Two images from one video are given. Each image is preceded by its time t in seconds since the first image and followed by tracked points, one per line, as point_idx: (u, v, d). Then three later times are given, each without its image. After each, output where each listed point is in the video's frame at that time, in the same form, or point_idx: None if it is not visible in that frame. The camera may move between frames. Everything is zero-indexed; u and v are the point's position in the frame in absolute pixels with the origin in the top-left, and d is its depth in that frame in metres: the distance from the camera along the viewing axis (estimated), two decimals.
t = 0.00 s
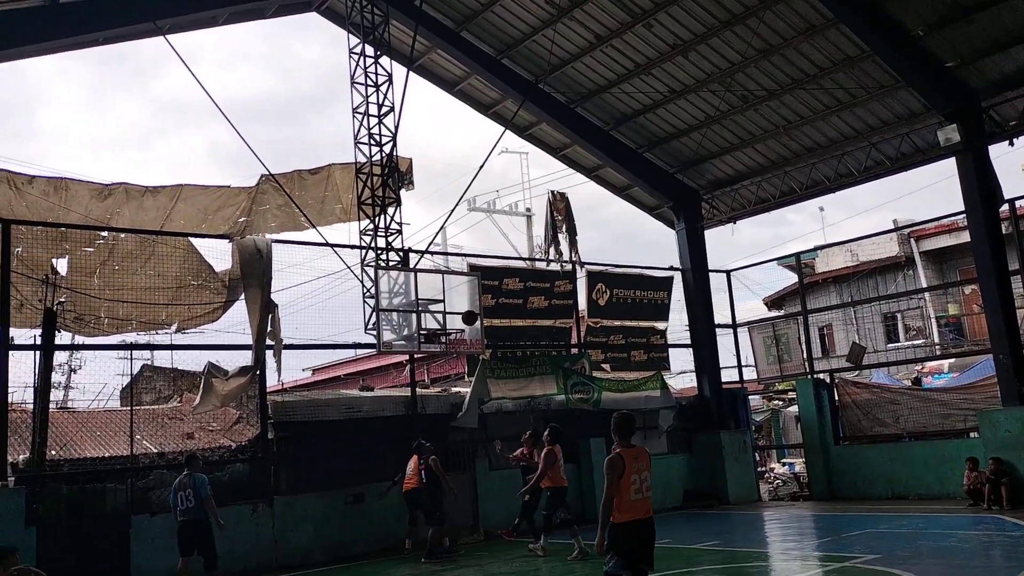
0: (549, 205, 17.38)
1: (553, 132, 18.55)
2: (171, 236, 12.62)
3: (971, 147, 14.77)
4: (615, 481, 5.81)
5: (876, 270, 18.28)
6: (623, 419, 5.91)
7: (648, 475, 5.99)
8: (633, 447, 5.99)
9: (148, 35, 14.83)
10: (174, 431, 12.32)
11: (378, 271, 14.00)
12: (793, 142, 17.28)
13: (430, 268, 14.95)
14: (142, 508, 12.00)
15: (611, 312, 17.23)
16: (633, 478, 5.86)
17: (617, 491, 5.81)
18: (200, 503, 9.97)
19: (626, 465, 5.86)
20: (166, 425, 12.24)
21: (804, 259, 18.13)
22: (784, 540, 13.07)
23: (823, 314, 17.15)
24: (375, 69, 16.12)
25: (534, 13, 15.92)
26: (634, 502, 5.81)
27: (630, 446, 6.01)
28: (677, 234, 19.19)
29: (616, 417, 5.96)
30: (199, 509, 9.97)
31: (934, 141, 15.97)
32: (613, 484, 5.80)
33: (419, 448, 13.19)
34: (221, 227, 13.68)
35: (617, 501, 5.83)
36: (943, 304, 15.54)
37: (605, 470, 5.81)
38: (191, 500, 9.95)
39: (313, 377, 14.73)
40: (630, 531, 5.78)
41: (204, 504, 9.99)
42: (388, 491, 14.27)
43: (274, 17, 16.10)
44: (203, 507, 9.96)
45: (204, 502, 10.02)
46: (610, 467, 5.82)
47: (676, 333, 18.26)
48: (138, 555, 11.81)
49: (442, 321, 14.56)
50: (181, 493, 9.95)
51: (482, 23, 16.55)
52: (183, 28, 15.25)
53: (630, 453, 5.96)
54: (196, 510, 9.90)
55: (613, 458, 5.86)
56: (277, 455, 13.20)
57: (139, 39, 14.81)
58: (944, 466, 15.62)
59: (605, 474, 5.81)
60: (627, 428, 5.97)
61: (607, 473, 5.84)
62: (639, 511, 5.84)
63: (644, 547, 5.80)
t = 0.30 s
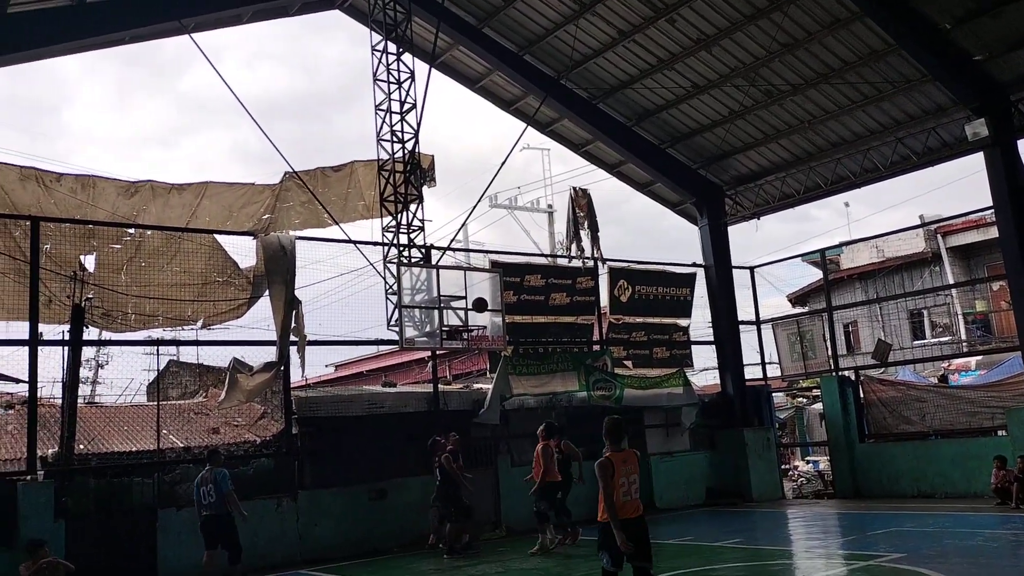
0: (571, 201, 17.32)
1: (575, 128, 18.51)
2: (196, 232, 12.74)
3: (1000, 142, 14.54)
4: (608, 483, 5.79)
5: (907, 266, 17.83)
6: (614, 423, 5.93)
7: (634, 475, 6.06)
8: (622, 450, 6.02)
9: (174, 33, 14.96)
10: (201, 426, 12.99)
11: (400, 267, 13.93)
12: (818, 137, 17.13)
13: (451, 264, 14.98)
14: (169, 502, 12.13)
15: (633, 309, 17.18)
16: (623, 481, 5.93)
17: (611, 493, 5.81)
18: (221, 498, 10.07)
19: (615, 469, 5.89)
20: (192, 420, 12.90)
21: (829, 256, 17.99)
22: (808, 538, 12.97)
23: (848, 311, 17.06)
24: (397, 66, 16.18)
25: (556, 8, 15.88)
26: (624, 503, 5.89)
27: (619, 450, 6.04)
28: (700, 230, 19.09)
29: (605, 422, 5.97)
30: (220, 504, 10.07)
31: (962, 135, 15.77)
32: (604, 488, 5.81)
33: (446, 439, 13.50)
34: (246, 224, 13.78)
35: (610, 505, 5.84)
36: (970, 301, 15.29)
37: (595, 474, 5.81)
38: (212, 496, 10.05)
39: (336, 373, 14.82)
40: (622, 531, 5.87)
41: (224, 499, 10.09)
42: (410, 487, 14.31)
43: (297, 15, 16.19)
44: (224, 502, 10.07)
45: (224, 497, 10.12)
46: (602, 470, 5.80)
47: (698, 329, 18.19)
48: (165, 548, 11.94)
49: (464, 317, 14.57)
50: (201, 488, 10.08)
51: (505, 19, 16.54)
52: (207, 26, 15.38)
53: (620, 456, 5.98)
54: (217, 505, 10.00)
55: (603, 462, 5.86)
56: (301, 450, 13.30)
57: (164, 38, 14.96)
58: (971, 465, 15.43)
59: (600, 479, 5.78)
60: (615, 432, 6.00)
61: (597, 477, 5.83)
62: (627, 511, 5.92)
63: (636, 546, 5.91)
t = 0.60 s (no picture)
0: (587, 196, 17.30)
1: (591, 123, 18.46)
2: (215, 228, 12.86)
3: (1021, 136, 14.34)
4: (598, 472, 6.66)
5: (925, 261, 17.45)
6: (607, 418, 6.60)
7: (628, 468, 6.83)
8: (616, 444, 6.86)
9: (192, 30, 15.05)
10: (219, 420, 13.18)
11: (416, 262, 14.03)
12: (836, 132, 17.01)
13: (467, 260, 14.97)
14: (188, 495, 12.24)
15: (649, 304, 17.15)
16: (616, 471, 6.74)
17: (601, 481, 6.68)
18: (236, 492, 10.15)
19: (607, 459, 6.73)
20: (210, 414, 13.08)
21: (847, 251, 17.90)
22: (825, 534, 12.93)
23: (867, 306, 17.02)
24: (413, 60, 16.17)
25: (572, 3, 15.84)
26: (616, 493, 6.67)
27: (614, 443, 6.87)
28: (717, 225, 19.02)
29: (599, 418, 6.70)
30: (235, 498, 10.14)
31: (983, 129, 15.62)
32: (596, 475, 6.69)
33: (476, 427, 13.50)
34: (264, 219, 13.86)
35: (601, 492, 6.69)
36: (990, 296, 15.23)
37: (586, 465, 6.69)
38: (227, 489, 10.13)
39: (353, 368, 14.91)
40: (610, 519, 6.65)
41: (239, 493, 10.16)
42: (427, 482, 14.35)
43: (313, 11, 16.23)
44: (238, 496, 10.13)
45: (240, 491, 10.19)
46: (594, 461, 6.67)
47: (715, 324, 18.11)
48: (184, 541, 12.05)
49: (480, 313, 14.58)
50: (217, 481, 10.19)
51: (521, 14, 16.51)
52: (225, 22, 15.45)
53: (614, 448, 6.83)
54: (232, 498, 10.08)
55: (595, 454, 6.72)
56: (319, 444, 13.37)
57: (182, 35, 15.05)
58: (990, 462, 15.32)
59: (590, 468, 6.68)
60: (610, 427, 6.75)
61: (591, 466, 6.71)
62: (619, 500, 6.69)
63: (622, 532, 6.67)
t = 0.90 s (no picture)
0: (596, 189, 17.24)
1: (600, 116, 18.41)
2: (224, 220, 12.87)
3: None
4: (594, 466, 6.82)
5: (936, 255, 17.52)
6: (598, 412, 6.97)
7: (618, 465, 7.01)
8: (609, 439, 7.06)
9: (201, 22, 15.05)
10: (229, 412, 13.01)
11: (426, 255, 13.97)
12: (847, 125, 16.92)
13: (477, 253, 14.95)
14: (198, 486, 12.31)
15: (658, 297, 17.12)
16: (609, 467, 6.90)
17: (595, 476, 6.82)
18: (242, 484, 10.17)
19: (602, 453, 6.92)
20: (220, 406, 12.89)
21: (857, 245, 17.82)
22: (834, 528, 12.91)
23: (876, 300, 16.87)
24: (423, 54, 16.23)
25: None
26: (606, 488, 6.84)
27: (608, 439, 7.09)
28: (727, 219, 18.95)
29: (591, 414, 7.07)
30: (241, 490, 10.17)
31: (995, 122, 15.52)
32: (590, 470, 6.84)
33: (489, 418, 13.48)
34: (273, 212, 13.86)
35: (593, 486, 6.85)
36: (1002, 290, 15.13)
37: (584, 460, 6.85)
38: (233, 481, 10.17)
39: (361, 361, 14.95)
40: (599, 513, 6.80)
41: (246, 485, 10.19)
42: (435, 475, 14.38)
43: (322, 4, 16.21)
44: (244, 487, 10.16)
45: (246, 483, 10.20)
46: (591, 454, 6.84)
47: (725, 318, 18.04)
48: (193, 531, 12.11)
49: (489, 306, 14.56)
50: (223, 473, 10.23)
51: (530, 6, 16.45)
52: (234, 15, 15.44)
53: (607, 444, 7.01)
54: (238, 491, 10.11)
55: (592, 450, 6.89)
56: (328, 436, 13.41)
57: (191, 27, 15.04)
58: (1000, 456, 15.25)
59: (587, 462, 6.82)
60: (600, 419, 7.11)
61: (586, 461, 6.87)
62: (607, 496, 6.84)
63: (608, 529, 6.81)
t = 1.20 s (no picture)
0: (602, 183, 17.20)
1: (607, 109, 18.38)
2: (231, 212, 12.90)
3: None
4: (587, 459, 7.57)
5: (943, 250, 17.13)
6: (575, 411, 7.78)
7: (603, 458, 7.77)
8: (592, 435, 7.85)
9: (208, 13, 15.03)
10: (234, 403, 12.97)
11: (431, 248, 13.96)
12: (855, 119, 16.86)
13: (482, 246, 14.95)
14: (204, 477, 12.36)
15: (664, 291, 17.11)
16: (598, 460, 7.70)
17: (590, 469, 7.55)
18: (246, 476, 10.26)
19: (590, 448, 7.66)
20: (225, 397, 12.80)
21: (864, 240, 17.78)
22: (838, 523, 12.92)
23: (883, 296, 16.90)
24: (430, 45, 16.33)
25: None
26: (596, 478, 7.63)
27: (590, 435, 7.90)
28: (733, 213, 18.91)
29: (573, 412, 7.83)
30: (246, 481, 10.26)
31: (1003, 117, 15.44)
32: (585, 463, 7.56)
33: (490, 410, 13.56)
34: (279, 204, 13.86)
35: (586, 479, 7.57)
36: (1008, 286, 15.03)
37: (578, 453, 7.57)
38: (237, 474, 10.25)
39: (367, 353, 14.98)
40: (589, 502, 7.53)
41: (250, 476, 10.28)
42: (440, 467, 14.41)
43: None
44: (247, 479, 10.25)
45: (250, 474, 10.30)
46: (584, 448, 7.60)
47: (730, 313, 18.06)
48: (199, 522, 12.16)
49: (495, 299, 14.57)
50: (228, 463, 10.38)
51: None
52: (241, 6, 15.43)
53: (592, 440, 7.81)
54: (241, 482, 10.21)
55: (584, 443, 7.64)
56: (334, 428, 13.45)
57: (198, 19, 15.03)
58: (1004, 452, 15.24)
59: (583, 455, 7.54)
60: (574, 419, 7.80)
61: (580, 454, 7.59)
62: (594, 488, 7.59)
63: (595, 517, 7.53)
